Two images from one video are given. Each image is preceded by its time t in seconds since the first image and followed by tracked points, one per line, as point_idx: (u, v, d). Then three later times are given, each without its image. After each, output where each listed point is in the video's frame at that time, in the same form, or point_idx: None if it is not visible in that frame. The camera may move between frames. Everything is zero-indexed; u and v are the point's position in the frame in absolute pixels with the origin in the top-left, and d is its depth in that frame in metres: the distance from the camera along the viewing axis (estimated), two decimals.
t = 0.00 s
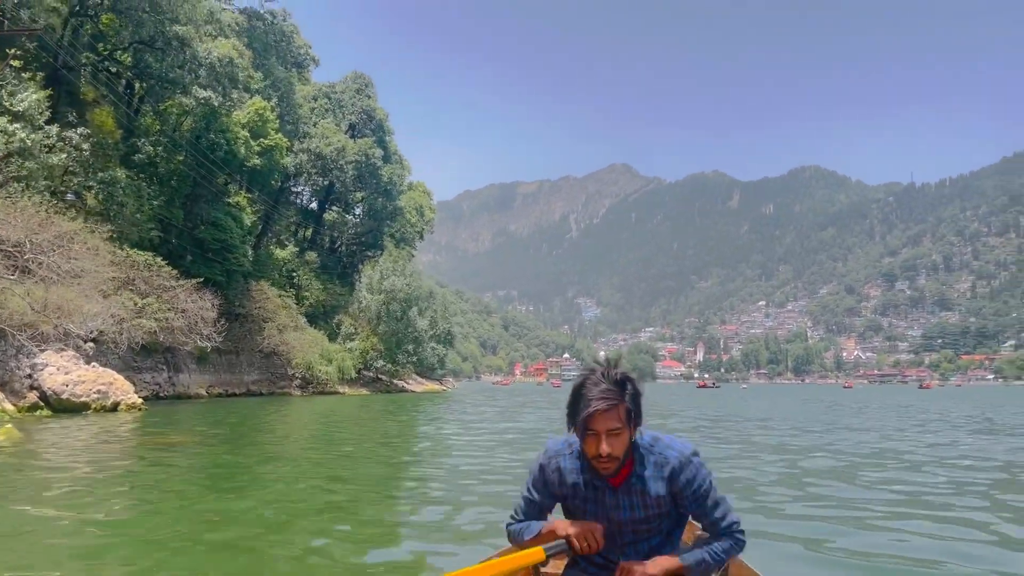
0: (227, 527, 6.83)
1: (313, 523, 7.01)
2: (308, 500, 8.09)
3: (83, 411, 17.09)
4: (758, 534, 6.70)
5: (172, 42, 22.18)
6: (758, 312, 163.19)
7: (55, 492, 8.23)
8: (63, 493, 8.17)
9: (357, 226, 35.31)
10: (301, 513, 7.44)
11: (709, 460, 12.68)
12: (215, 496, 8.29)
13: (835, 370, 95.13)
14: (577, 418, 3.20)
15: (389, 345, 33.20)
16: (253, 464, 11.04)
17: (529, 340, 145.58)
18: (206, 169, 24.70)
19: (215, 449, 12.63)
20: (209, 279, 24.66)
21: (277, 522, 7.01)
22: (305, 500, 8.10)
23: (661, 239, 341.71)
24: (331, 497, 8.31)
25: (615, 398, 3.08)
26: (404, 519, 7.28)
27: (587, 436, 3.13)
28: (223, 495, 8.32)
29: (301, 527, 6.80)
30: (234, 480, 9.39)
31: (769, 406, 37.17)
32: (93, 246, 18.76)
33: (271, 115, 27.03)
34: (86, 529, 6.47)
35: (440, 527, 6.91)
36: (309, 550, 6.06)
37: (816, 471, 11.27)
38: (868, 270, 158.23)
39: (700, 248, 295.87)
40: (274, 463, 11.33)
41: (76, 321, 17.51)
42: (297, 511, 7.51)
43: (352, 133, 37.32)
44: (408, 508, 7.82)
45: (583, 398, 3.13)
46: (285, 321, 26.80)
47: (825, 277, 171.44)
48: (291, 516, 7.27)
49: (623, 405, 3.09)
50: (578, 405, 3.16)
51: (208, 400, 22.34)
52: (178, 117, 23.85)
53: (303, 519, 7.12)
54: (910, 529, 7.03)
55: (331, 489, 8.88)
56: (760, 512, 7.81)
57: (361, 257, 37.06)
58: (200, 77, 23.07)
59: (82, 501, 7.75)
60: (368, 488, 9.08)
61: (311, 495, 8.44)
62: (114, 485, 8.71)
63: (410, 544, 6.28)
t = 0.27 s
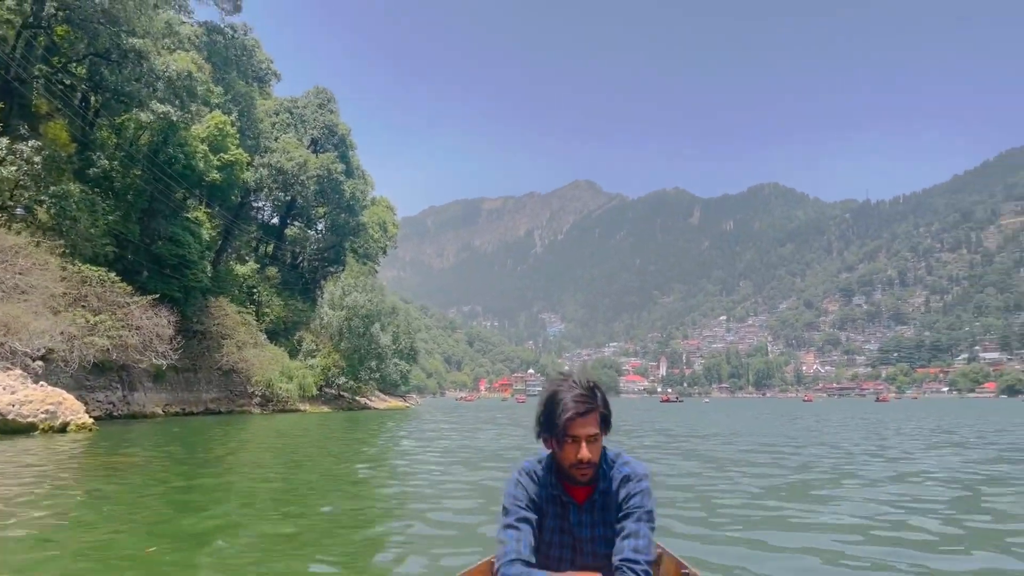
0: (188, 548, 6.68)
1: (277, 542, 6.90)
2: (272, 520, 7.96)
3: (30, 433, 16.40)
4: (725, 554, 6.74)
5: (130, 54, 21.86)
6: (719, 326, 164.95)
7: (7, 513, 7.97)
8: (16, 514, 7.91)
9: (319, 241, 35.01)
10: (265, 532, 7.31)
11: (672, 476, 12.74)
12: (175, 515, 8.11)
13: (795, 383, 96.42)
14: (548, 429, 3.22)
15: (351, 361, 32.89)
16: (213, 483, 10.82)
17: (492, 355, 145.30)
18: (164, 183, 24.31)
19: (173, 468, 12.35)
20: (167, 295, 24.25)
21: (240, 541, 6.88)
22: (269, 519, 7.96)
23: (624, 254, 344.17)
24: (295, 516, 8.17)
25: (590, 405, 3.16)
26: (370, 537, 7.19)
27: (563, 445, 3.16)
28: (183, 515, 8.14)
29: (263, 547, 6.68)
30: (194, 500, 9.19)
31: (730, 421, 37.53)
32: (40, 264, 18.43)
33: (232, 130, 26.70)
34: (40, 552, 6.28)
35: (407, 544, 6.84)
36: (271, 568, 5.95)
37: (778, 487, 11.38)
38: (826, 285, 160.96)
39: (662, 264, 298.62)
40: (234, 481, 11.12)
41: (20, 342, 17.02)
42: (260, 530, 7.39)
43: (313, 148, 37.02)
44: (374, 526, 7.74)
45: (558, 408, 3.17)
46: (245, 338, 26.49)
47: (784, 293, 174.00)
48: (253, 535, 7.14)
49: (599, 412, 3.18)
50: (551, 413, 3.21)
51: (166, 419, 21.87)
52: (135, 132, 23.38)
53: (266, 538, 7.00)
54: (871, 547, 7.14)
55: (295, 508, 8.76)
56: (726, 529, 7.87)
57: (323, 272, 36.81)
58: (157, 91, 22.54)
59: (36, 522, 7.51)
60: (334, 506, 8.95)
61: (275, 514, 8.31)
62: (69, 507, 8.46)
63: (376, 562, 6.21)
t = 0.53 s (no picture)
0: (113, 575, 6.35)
1: (207, 568, 6.60)
2: (202, 541, 7.66)
3: None
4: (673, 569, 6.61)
5: (59, 55, 20.87)
6: (667, 332, 167.15)
7: None
8: None
9: (262, 247, 34.45)
10: (195, 555, 7.03)
11: (618, 483, 12.70)
12: (98, 539, 7.75)
13: (739, 388, 98.18)
14: (480, 486, 2.89)
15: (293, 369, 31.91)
16: (145, 499, 10.44)
17: (442, 362, 144.84)
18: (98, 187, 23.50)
19: (104, 484, 11.90)
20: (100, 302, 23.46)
21: (167, 567, 6.55)
22: (199, 541, 7.66)
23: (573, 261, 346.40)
24: (227, 537, 7.88)
25: (524, 452, 2.89)
26: (306, 559, 6.93)
27: (502, 501, 2.86)
28: (107, 538, 7.79)
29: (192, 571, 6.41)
30: (122, 519, 8.81)
31: (678, 426, 37.87)
32: None
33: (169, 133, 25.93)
34: None
35: (345, 567, 6.60)
36: None
37: (721, 495, 11.41)
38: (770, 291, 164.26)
39: (611, 271, 301.44)
40: (168, 496, 10.74)
41: None
42: (190, 555, 7.06)
43: (256, 152, 36.30)
44: (311, 546, 7.47)
45: (489, 462, 2.85)
46: (183, 347, 25.70)
47: (730, 299, 177.17)
48: (182, 560, 6.82)
49: (532, 459, 2.91)
50: (482, 464, 2.89)
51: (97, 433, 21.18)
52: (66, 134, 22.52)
53: (195, 565, 6.68)
54: (819, 558, 7.07)
55: (229, 527, 8.43)
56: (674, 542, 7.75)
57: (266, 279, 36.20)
58: (89, 91, 21.86)
59: None
60: (268, 524, 8.67)
61: (207, 535, 7.97)
62: None
63: None
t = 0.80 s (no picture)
0: None
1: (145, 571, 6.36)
2: (137, 544, 7.37)
3: None
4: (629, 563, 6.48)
5: None
6: (617, 327, 168.73)
7: None
8: None
9: (206, 241, 33.82)
10: (127, 559, 6.75)
11: (567, 477, 12.68)
12: (25, 543, 7.41)
13: (688, 382, 99.61)
14: (419, 478, 2.77)
15: (239, 366, 31.27)
16: (78, 500, 10.07)
17: (393, 358, 144.06)
18: (32, 177, 22.72)
19: (36, 484, 11.46)
20: (34, 296, 22.68)
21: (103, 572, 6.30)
22: (134, 544, 7.37)
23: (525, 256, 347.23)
24: (163, 539, 7.60)
25: (464, 441, 2.81)
26: (249, 558, 6.74)
27: (443, 491, 2.75)
28: (36, 541, 7.45)
29: None
30: (56, 520, 8.49)
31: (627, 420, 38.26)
32: None
33: (108, 122, 25.13)
34: None
35: (289, 568, 6.43)
36: None
37: (668, 488, 11.45)
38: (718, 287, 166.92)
39: (562, 266, 303.04)
40: (103, 497, 10.38)
41: None
42: (127, 557, 6.82)
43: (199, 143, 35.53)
44: (256, 545, 7.29)
45: (428, 451, 2.74)
46: (123, 342, 24.99)
47: (679, 294, 179.57)
48: (119, 564, 6.57)
49: (471, 448, 2.84)
50: (419, 454, 2.78)
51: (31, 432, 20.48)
52: None
53: (132, 569, 6.44)
54: (773, 550, 7.01)
55: (170, 527, 8.18)
56: (628, 536, 7.63)
57: (211, 273, 35.45)
58: (23, 77, 21.09)
59: None
60: (208, 524, 8.40)
61: (147, 535, 7.71)
62: None
63: None
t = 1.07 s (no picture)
0: (27, 563, 6.09)
1: (129, 556, 6.32)
2: (122, 526, 7.40)
3: None
4: (623, 554, 6.32)
5: None
6: (602, 314, 169.13)
7: None
8: None
9: (190, 225, 33.72)
10: (113, 542, 6.78)
11: (551, 462, 12.77)
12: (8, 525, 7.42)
13: (671, 369, 100.13)
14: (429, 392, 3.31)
15: (221, 350, 31.14)
16: (62, 483, 10.07)
17: (378, 344, 143.77)
18: (10, 157, 22.41)
19: (19, 467, 11.44)
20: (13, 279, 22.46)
21: (87, 557, 6.26)
22: (118, 527, 7.39)
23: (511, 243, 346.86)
24: (147, 522, 7.62)
25: (472, 369, 3.33)
26: (236, 544, 6.73)
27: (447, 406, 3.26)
28: (19, 525, 7.46)
29: (111, 559, 6.20)
30: (36, 506, 8.38)
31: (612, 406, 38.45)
32: None
33: (88, 103, 24.79)
34: None
35: (273, 551, 6.44)
36: None
37: (651, 473, 11.56)
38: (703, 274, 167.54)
39: (548, 253, 303.08)
40: (87, 480, 10.38)
41: None
42: (111, 542, 6.77)
43: (183, 125, 35.14)
44: (241, 530, 7.27)
45: (440, 373, 3.28)
46: (104, 326, 24.81)
47: (664, 281, 180.12)
48: (102, 549, 6.52)
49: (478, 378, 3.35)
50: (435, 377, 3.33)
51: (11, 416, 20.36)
52: None
53: (118, 553, 6.41)
54: (754, 535, 7.10)
55: (154, 513, 8.11)
56: (613, 523, 7.51)
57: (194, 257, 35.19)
58: None
59: None
60: (193, 508, 8.43)
61: (132, 520, 7.69)
62: None
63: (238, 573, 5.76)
